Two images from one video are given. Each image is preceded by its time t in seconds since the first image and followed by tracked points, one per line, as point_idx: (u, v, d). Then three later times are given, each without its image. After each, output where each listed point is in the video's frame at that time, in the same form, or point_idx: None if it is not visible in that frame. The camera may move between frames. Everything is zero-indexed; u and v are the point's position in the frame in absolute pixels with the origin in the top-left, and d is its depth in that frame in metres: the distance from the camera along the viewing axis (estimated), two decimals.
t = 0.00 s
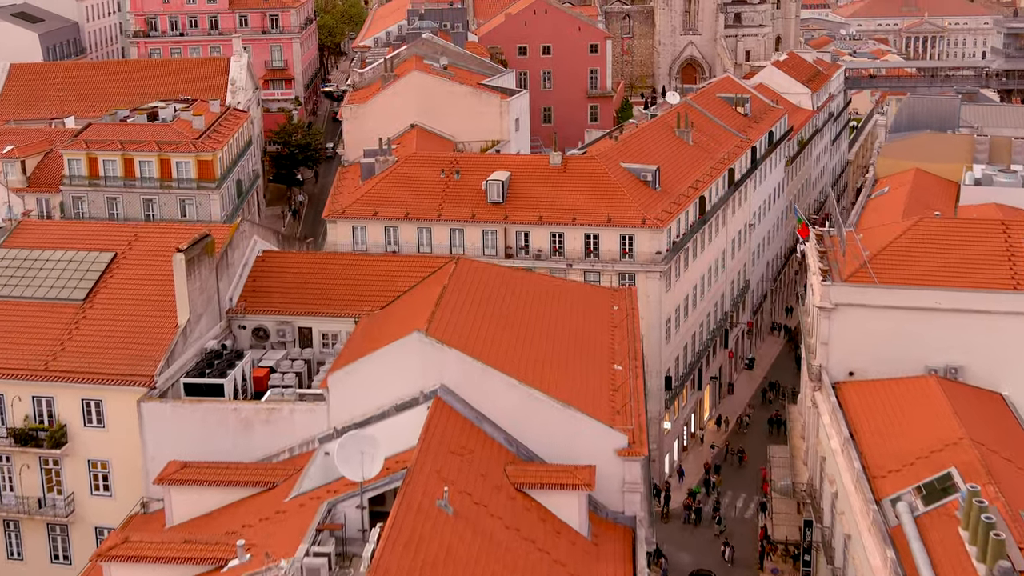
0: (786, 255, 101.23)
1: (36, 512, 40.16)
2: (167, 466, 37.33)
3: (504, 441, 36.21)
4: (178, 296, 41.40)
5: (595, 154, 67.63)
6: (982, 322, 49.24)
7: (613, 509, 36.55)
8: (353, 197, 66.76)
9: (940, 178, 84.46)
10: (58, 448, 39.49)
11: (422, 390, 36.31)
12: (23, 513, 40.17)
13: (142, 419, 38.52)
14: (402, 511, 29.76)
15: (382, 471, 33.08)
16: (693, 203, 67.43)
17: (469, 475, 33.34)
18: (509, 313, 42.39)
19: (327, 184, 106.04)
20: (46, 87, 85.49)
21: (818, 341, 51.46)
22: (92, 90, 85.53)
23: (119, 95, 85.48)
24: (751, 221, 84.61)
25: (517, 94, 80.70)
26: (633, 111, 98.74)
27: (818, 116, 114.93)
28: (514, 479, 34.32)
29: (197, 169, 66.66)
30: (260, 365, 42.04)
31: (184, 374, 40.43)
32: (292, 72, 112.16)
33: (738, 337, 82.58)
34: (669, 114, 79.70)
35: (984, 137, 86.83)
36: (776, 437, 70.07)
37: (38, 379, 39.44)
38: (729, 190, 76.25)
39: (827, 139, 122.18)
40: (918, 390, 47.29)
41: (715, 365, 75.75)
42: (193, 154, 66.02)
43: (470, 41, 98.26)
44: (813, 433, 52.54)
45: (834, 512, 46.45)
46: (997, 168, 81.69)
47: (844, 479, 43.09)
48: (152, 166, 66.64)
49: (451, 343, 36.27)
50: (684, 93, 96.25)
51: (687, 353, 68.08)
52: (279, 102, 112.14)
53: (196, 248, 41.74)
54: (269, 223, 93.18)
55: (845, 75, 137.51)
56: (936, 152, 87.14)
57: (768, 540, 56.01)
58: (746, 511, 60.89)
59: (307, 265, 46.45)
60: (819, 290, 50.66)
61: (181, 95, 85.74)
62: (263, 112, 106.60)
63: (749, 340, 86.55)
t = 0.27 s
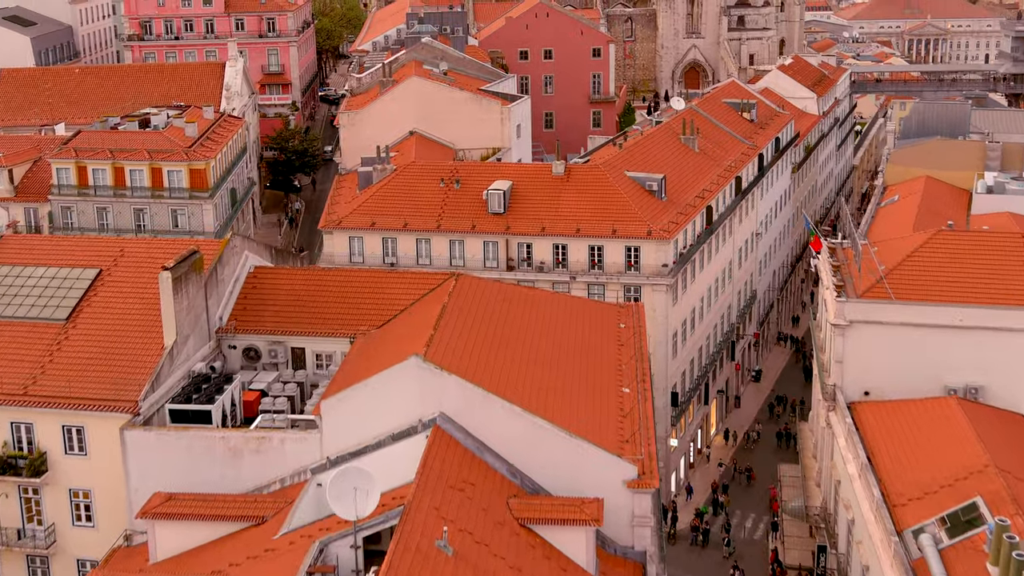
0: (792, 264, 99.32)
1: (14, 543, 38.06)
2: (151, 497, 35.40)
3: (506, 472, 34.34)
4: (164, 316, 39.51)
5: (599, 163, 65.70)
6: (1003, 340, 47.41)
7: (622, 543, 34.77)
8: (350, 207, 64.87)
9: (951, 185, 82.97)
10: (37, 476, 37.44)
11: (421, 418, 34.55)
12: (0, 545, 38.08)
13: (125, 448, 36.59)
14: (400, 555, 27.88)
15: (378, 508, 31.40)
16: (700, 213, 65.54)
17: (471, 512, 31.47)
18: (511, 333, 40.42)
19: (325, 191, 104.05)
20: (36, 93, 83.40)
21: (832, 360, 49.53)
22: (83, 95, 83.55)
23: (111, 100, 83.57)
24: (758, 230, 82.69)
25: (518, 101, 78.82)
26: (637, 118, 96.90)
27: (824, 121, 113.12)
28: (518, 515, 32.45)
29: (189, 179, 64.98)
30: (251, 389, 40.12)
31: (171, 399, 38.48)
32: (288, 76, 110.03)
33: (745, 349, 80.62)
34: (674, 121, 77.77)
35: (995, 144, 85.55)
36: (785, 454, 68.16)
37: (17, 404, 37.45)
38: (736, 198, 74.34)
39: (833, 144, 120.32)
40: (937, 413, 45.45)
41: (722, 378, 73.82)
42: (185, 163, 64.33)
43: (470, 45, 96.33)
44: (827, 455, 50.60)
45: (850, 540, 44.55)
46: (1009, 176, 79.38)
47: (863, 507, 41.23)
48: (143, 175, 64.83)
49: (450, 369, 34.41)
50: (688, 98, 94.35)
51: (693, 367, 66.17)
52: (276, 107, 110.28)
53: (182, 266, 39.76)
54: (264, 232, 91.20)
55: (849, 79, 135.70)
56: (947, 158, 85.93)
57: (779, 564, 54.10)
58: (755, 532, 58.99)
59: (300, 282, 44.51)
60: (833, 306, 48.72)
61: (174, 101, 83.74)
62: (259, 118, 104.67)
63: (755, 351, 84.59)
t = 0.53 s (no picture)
0: (799, 272, 97.36)
1: None
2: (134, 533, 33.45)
3: (510, 507, 32.54)
4: (149, 338, 37.59)
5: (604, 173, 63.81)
6: None
7: None
8: (347, 217, 62.96)
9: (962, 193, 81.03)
10: (14, 508, 35.29)
11: (419, 449, 32.83)
12: None
13: (107, 479, 34.63)
14: None
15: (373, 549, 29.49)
16: (707, 224, 63.58)
17: (474, 553, 29.61)
18: (514, 356, 38.44)
19: (322, 198, 102.03)
20: (27, 98, 81.50)
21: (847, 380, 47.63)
22: (74, 101, 81.65)
23: (102, 106, 81.70)
24: (765, 239, 80.74)
25: (520, 107, 76.91)
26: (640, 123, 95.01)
27: (831, 127, 111.25)
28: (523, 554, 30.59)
29: (181, 189, 62.97)
30: (240, 415, 38.24)
31: (156, 427, 36.62)
32: (286, 81, 108.31)
33: (752, 361, 78.69)
34: (681, 128, 75.91)
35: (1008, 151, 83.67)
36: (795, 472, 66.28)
37: None
38: (744, 208, 72.41)
39: (839, 149, 118.44)
40: (957, 435, 43.64)
41: (729, 392, 71.90)
42: (177, 173, 62.28)
43: (471, 50, 94.43)
44: (841, 478, 48.69)
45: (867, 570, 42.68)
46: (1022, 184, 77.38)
47: (883, 538, 39.37)
48: (133, 185, 62.87)
49: (447, 399, 32.54)
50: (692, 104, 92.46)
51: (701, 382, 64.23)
52: (272, 112, 108.53)
53: (167, 287, 37.89)
54: (260, 241, 89.26)
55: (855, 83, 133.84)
56: (958, 166, 83.98)
57: None
58: (765, 554, 57.09)
59: (294, 300, 42.57)
60: (849, 324, 46.81)
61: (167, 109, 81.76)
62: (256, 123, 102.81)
63: (763, 362, 82.66)
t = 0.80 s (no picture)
0: (806, 281, 95.52)
1: None
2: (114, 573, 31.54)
3: (514, 546, 30.79)
4: (133, 363, 35.64)
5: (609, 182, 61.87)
6: None
7: None
8: (344, 228, 61.03)
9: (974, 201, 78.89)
10: None
11: (417, 484, 30.97)
12: None
13: (86, 515, 32.69)
14: None
15: None
16: (716, 235, 61.65)
17: None
18: (517, 383, 36.57)
19: (319, 206, 100.12)
20: (16, 104, 79.54)
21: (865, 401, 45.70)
22: (65, 107, 79.66)
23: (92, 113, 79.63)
24: (772, 249, 78.82)
25: (522, 114, 75.02)
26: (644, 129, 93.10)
27: (837, 132, 109.42)
28: None
29: (172, 200, 61.02)
30: (230, 443, 36.25)
31: (139, 458, 34.68)
32: (282, 86, 106.61)
33: (760, 374, 76.83)
34: (686, 135, 74.00)
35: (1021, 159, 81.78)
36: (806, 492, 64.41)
37: None
38: (752, 218, 70.50)
39: (845, 155, 116.58)
40: (980, 461, 41.85)
41: (737, 408, 70.00)
42: (168, 183, 60.35)
43: (471, 54, 92.53)
44: (857, 504, 46.80)
45: None
46: None
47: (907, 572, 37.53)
48: (123, 195, 60.91)
49: (447, 430, 30.65)
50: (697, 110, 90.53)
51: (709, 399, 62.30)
52: (269, 118, 106.67)
53: (151, 309, 35.93)
54: (255, 250, 87.43)
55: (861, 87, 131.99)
56: (970, 173, 82.05)
57: None
58: None
59: (287, 319, 40.62)
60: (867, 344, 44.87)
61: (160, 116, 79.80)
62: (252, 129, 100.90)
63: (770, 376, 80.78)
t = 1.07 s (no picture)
0: (813, 290, 93.71)
1: None
2: None
3: None
4: (116, 390, 33.70)
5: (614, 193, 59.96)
6: None
7: None
8: (341, 239, 59.15)
9: (988, 212, 77.28)
10: None
11: (415, 525, 29.06)
12: None
13: (62, 554, 30.81)
14: None
15: None
16: (724, 247, 59.75)
17: None
18: (523, 408, 34.69)
19: (316, 214, 98.24)
20: (6, 110, 77.56)
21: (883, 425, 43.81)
22: (55, 114, 77.68)
23: (85, 120, 77.46)
24: (781, 259, 76.95)
25: (525, 121, 73.08)
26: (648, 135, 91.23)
27: (844, 138, 107.60)
28: None
29: (163, 211, 59.06)
30: (217, 475, 34.31)
31: (120, 492, 32.78)
32: (279, 90, 104.80)
33: (768, 388, 74.95)
34: (693, 143, 72.13)
35: None
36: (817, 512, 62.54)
37: None
38: (760, 228, 68.62)
39: (852, 161, 114.82)
40: (1007, 489, 39.98)
41: (745, 423, 68.14)
42: (158, 194, 58.45)
43: (472, 59, 90.66)
44: (875, 530, 44.91)
45: None
46: None
47: None
48: (112, 207, 59.00)
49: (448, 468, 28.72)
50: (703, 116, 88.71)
51: (717, 416, 60.44)
52: (266, 123, 104.69)
53: (135, 332, 34.00)
54: (251, 260, 85.59)
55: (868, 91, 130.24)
56: (983, 181, 80.15)
57: None
58: None
59: (278, 341, 38.68)
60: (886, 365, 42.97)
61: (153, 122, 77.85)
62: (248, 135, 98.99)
63: (778, 388, 79.02)
